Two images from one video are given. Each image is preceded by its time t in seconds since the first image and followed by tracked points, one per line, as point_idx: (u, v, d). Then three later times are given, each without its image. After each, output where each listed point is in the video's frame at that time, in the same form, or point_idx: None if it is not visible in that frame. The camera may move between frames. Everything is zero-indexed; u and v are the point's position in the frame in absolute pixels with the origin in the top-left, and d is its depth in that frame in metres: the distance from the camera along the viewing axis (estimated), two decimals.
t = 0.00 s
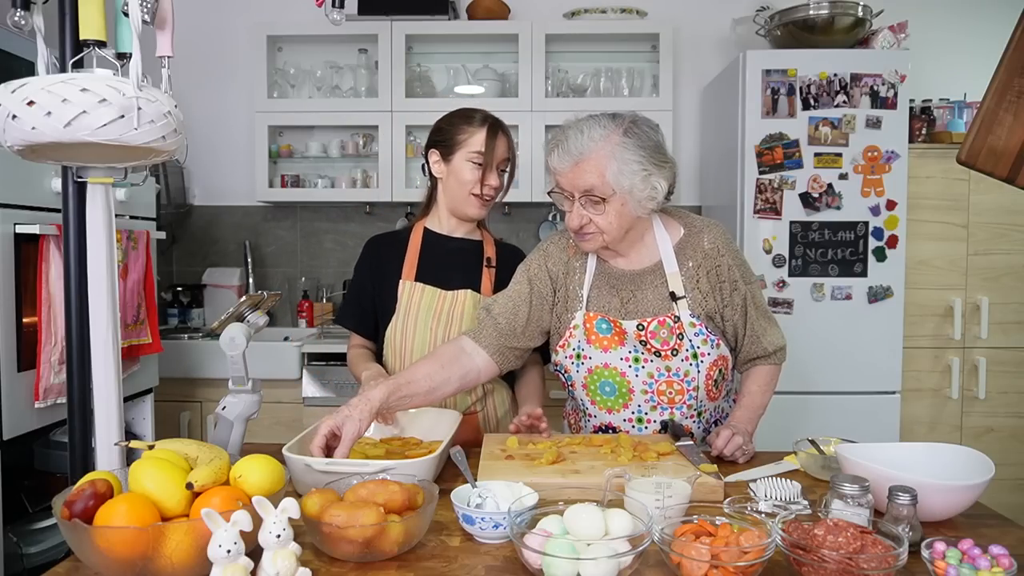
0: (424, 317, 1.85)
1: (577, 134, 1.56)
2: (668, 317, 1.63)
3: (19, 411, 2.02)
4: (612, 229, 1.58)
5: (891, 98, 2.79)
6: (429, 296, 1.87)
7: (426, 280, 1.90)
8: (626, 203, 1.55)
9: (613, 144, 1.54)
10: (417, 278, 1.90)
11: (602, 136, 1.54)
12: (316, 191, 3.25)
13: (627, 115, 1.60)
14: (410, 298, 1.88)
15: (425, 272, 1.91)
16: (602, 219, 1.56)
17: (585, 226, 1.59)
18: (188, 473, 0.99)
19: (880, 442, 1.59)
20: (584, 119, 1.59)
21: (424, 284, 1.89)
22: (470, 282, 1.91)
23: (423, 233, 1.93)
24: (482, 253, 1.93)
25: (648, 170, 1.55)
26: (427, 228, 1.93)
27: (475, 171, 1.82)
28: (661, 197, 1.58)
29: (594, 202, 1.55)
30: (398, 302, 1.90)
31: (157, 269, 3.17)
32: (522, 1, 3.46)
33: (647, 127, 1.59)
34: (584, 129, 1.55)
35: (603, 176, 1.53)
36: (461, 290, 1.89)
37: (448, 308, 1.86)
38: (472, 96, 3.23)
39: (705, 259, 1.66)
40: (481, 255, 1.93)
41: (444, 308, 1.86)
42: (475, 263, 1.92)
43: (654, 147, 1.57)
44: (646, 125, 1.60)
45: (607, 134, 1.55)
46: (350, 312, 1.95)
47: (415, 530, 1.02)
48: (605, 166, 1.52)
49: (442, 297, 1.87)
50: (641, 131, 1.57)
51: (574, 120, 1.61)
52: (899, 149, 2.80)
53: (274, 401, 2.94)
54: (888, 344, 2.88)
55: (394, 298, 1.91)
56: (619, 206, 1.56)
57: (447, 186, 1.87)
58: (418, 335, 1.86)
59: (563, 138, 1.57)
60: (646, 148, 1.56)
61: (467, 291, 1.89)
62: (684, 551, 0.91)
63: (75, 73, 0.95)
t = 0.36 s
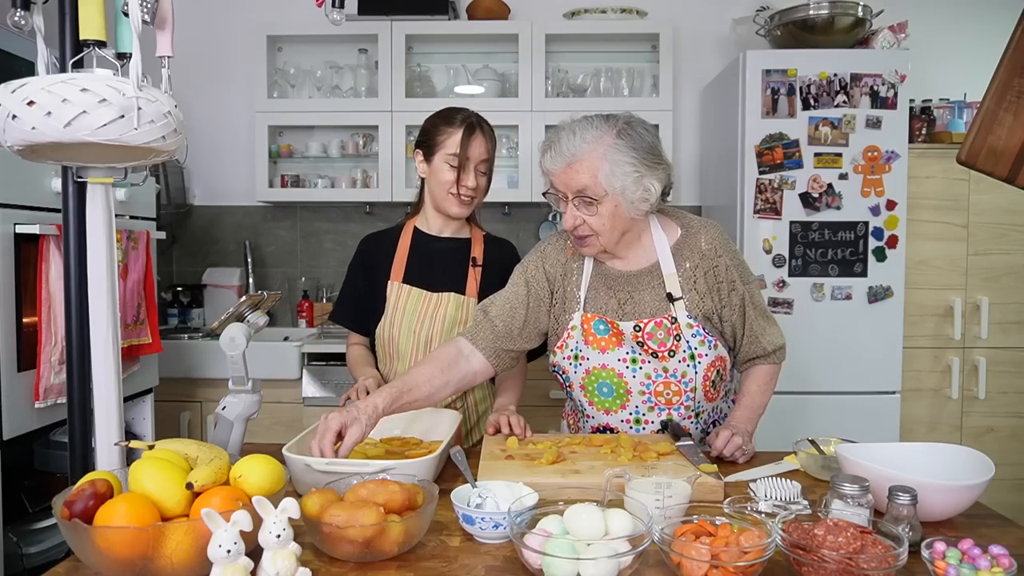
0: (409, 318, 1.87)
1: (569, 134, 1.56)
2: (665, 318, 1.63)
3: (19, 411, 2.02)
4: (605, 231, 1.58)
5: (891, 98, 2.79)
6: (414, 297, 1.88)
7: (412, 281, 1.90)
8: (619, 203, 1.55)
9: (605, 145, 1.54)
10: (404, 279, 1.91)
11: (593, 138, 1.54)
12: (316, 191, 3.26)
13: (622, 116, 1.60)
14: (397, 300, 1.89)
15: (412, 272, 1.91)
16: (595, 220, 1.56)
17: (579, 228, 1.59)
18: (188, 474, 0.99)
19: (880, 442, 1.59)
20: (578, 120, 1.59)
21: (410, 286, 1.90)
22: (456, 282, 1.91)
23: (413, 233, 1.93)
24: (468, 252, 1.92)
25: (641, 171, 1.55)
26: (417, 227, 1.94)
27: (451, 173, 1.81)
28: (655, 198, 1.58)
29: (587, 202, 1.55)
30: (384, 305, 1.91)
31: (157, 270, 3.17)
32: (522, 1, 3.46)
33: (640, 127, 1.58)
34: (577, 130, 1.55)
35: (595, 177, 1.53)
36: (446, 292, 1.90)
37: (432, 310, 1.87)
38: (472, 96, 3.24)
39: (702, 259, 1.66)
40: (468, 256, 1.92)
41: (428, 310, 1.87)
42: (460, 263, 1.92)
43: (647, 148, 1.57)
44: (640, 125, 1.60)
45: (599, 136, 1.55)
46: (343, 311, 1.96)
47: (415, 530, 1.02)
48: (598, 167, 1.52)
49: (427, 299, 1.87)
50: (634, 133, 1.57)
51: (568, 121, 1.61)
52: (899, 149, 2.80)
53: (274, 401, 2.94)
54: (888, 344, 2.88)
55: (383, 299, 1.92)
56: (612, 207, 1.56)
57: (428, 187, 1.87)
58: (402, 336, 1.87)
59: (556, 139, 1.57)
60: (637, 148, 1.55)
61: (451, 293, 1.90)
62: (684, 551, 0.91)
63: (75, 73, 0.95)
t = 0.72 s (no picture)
0: (409, 320, 1.87)
1: (567, 134, 1.56)
2: (663, 318, 1.63)
3: (19, 411, 2.02)
4: (605, 229, 1.58)
5: (891, 98, 2.79)
6: (414, 299, 1.88)
7: (412, 283, 1.91)
8: (617, 201, 1.56)
9: (602, 144, 1.54)
10: (404, 280, 1.91)
11: (591, 137, 1.55)
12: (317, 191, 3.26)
13: (618, 116, 1.60)
14: (396, 302, 1.89)
15: (412, 273, 1.91)
16: (594, 219, 1.57)
17: (578, 227, 1.59)
18: (188, 473, 0.99)
19: (880, 442, 1.59)
20: (574, 121, 1.59)
21: (410, 287, 1.90)
22: (455, 285, 1.91)
23: (414, 233, 1.93)
24: (469, 255, 1.92)
25: (639, 170, 1.55)
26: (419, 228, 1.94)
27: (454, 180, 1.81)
28: (652, 195, 1.58)
29: (586, 202, 1.56)
30: (384, 304, 1.92)
31: (157, 270, 3.17)
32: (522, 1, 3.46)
33: (636, 126, 1.59)
34: (574, 130, 1.56)
35: (593, 175, 1.53)
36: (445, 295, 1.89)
37: (432, 312, 1.87)
38: (472, 96, 3.23)
39: (700, 259, 1.66)
40: (468, 258, 1.92)
41: (427, 312, 1.87)
42: (460, 266, 1.92)
43: (644, 146, 1.56)
44: (637, 124, 1.59)
45: (596, 135, 1.55)
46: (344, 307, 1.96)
47: (415, 530, 1.02)
48: (595, 165, 1.53)
49: (426, 301, 1.87)
50: (632, 132, 1.57)
51: (564, 121, 1.61)
52: (899, 149, 2.80)
53: (274, 401, 2.94)
54: (888, 344, 2.88)
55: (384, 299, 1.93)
56: (611, 204, 1.56)
57: (431, 193, 1.87)
58: (401, 336, 1.88)
59: (554, 139, 1.58)
60: (636, 146, 1.55)
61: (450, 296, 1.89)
62: (684, 551, 0.91)
63: (75, 73, 0.95)
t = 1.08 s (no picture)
0: (414, 318, 1.87)
1: (590, 148, 1.53)
2: (666, 309, 1.63)
3: (19, 411, 2.02)
4: (637, 230, 1.59)
5: (891, 98, 2.79)
6: (420, 298, 1.88)
7: (421, 282, 1.90)
8: (648, 203, 1.57)
9: (626, 151, 1.53)
10: (413, 278, 1.90)
11: (614, 145, 1.53)
12: (317, 191, 3.26)
13: (622, 116, 1.60)
14: (403, 301, 1.89)
15: (421, 271, 1.90)
16: (627, 223, 1.56)
17: (612, 234, 1.58)
18: (188, 473, 0.99)
19: (881, 442, 1.59)
20: (587, 129, 1.57)
21: (418, 285, 1.90)
22: (463, 285, 1.89)
23: (428, 233, 1.93)
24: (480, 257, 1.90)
25: (663, 167, 1.55)
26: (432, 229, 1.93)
27: (467, 184, 1.80)
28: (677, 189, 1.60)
29: (619, 208, 1.54)
30: (392, 302, 1.92)
31: (157, 270, 3.17)
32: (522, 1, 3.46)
33: (644, 122, 1.60)
34: (593, 142, 1.53)
35: (626, 183, 1.52)
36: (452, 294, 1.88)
37: (437, 311, 1.86)
38: (472, 96, 3.23)
39: (706, 253, 1.66)
40: (479, 261, 1.90)
41: (433, 311, 1.86)
42: (471, 268, 1.90)
43: (659, 142, 1.58)
44: (642, 121, 1.60)
45: (618, 142, 1.54)
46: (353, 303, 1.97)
47: (415, 530, 1.02)
48: (627, 173, 1.52)
49: (432, 300, 1.87)
50: (643, 130, 1.58)
51: (574, 130, 1.58)
52: (899, 149, 2.80)
53: (274, 401, 2.94)
54: (888, 344, 2.88)
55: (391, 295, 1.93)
56: (642, 207, 1.57)
57: (444, 196, 1.86)
58: (406, 336, 1.88)
59: (576, 153, 1.54)
60: (654, 145, 1.56)
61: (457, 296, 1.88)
62: (684, 551, 0.91)
63: (75, 73, 0.95)
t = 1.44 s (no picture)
0: (414, 316, 1.84)
1: (619, 139, 1.53)
2: (675, 296, 1.67)
3: (19, 411, 2.02)
4: (661, 223, 1.59)
5: (891, 98, 2.79)
6: (421, 296, 1.85)
7: (424, 279, 1.88)
8: (673, 195, 1.58)
9: (656, 144, 1.54)
10: (417, 276, 1.89)
11: (645, 138, 1.53)
12: (317, 191, 3.26)
13: (647, 109, 1.61)
14: (405, 297, 1.87)
15: (425, 270, 1.89)
16: (654, 214, 1.56)
17: (639, 225, 1.58)
18: (188, 473, 0.99)
19: (881, 442, 1.59)
20: (615, 120, 1.57)
21: (421, 283, 1.87)
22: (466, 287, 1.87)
23: (435, 231, 1.91)
24: (485, 261, 1.88)
25: (690, 159, 1.56)
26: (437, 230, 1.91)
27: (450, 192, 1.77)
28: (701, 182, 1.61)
29: (647, 200, 1.54)
30: (393, 297, 1.90)
31: (157, 270, 3.18)
32: (522, 1, 3.46)
33: (670, 117, 1.60)
34: (621, 134, 1.53)
35: (655, 175, 1.52)
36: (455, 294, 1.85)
37: (438, 310, 1.83)
38: (472, 96, 3.23)
39: (720, 247, 1.68)
40: (484, 264, 1.88)
41: (434, 310, 1.83)
42: (475, 270, 1.88)
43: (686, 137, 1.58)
44: (664, 113, 1.61)
45: (648, 135, 1.54)
46: (352, 294, 1.96)
47: (415, 530, 1.02)
48: (657, 165, 1.52)
49: (434, 299, 1.84)
50: (669, 123, 1.58)
51: (600, 123, 1.58)
52: (899, 149, 2.80)
53: (274, 401, 2.94)
54: (888, 344, 2.88)
55: (394, 291, 1.91)
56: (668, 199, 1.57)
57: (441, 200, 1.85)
58: (405, 333, 1.85)
59: (602, 143, 1.54)
60: (680, 138, 1.57)
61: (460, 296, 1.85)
62: (684, 551, 0.91)
63: (75, 73, 0.95)
